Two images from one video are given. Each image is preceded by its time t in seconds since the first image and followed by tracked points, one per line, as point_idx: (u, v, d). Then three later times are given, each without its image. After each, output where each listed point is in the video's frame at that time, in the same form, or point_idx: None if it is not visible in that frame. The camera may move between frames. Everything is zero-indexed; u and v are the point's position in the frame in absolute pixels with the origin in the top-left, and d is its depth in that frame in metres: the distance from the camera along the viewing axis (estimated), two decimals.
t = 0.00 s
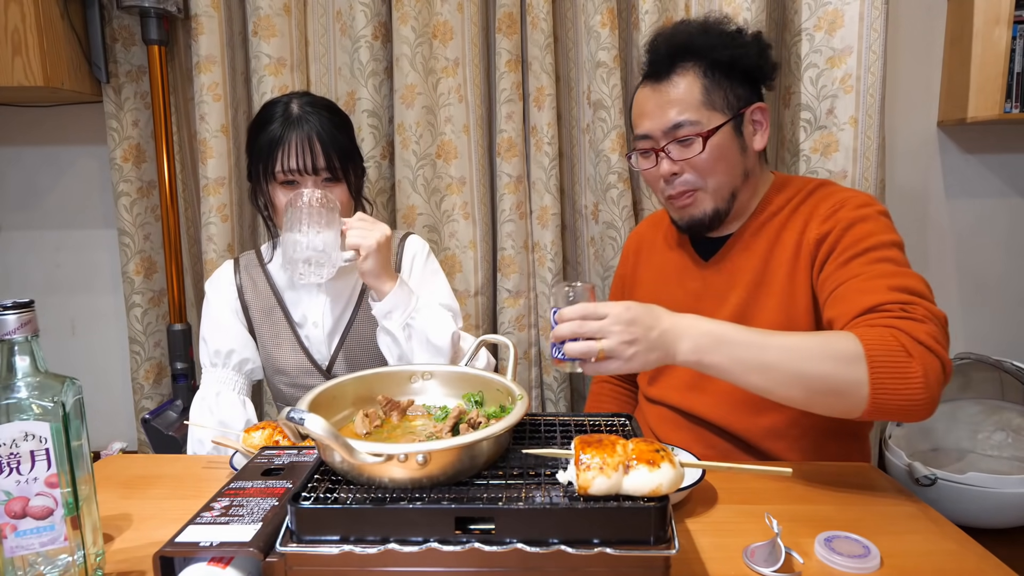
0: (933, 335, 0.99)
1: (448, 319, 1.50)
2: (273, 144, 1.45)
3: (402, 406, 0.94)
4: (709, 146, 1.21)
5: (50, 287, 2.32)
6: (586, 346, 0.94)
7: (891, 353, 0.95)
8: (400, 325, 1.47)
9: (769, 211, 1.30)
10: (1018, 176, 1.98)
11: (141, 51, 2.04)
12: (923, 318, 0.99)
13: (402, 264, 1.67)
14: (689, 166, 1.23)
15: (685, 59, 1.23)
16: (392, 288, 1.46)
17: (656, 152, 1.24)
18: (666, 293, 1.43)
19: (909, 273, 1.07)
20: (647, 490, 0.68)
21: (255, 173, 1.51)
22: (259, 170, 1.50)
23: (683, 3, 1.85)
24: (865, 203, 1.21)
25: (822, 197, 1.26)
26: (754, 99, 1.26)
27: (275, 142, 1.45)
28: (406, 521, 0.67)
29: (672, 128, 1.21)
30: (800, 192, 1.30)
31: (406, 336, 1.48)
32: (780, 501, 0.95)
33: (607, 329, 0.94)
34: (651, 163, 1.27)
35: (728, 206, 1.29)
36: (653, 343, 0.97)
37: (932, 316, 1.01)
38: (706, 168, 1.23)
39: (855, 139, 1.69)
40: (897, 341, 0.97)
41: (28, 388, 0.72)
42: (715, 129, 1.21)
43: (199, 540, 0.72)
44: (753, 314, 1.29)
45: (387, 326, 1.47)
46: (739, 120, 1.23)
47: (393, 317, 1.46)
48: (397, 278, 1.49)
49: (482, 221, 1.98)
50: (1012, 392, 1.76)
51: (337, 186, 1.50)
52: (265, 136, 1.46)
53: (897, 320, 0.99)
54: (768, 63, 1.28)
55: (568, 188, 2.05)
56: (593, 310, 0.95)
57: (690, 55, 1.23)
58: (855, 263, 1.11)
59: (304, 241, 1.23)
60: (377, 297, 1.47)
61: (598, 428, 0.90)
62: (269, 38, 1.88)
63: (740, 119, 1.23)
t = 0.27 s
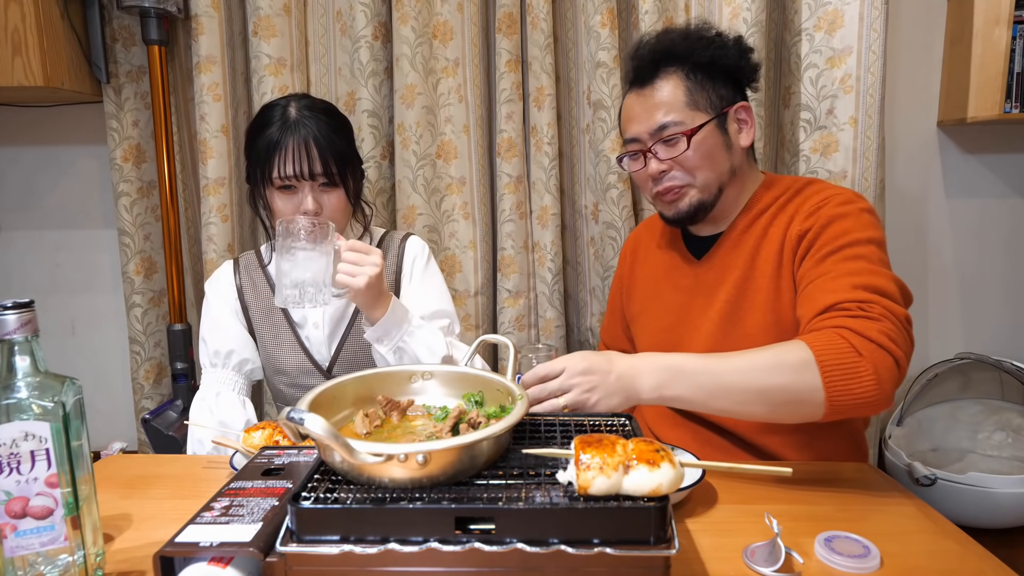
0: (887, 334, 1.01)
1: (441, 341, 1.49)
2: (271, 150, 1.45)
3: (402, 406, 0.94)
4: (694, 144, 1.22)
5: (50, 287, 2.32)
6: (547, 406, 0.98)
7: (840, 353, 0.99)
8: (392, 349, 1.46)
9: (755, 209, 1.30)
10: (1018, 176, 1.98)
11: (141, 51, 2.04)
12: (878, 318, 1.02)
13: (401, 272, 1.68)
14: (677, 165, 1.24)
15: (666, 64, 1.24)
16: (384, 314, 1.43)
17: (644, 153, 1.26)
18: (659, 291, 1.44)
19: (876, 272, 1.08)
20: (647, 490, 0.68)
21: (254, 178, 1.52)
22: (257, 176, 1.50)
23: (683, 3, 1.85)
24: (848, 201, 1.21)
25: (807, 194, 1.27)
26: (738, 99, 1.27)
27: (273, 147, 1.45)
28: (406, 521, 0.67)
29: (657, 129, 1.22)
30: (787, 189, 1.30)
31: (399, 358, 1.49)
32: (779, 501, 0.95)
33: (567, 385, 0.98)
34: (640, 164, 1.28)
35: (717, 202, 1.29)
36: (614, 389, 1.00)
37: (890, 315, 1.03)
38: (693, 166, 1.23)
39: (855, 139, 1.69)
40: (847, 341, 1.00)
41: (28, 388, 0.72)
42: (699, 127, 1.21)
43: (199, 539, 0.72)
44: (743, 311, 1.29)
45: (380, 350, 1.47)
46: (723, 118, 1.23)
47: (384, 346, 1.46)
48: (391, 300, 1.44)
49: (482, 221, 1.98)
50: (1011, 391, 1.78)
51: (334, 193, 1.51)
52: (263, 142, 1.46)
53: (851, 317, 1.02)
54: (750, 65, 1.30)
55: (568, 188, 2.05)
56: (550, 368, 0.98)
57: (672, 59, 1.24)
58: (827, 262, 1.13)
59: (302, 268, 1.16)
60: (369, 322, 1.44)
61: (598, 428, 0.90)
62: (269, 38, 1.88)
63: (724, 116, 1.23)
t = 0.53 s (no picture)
0: (872, 331, 1.01)
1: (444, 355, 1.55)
2: (274, 164, 1.44)
3: (402, 406, 0.94)
4: (684, 150, 1.22)
5: (49, 287, 2.32)
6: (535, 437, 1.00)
7: (825, 351, 1.00)
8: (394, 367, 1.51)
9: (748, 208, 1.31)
10: (1017, 176, 1.98)
11: (141, 51, 2.04)
12: (863, 315, 1.02)
13: (401, 271, 1.68)
14: (669, 171, 1.25)
15: (653, 71, 1.24)
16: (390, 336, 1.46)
17: (636, 160, 1.26)
18: (656, 291, 1.44)
19: (864, 269, 1.08)
20: (647, 489, 0.69)
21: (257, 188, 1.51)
22: (260, 186, 1.50)
23: (683, 3, 1.85)
24: (840, 198, 1.21)
25: (801, 192, 1.26)
26: (727, 101, 1.26)
27: (274, 163, 1.44)
28: (406, 522, 0.67)
29: (647, 137, 1.23)
30: (782, 187, 1.30)
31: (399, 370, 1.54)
32: (779, 501, 0.95)
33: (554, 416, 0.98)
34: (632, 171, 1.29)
35: (710, 205, 1.30)
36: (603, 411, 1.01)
37: (876, 312, 1.03)
38: (685, 172, 1.24)
39: (855, 139, 1.69)
40: (831, 339, 1.00)
41: (28, 388, 0.72)
42: (688, 133, 1.22)
43: (199, 540, 0.72)
44: (738, 310, 1.29)
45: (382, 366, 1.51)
46: (711, 123, 1.23)
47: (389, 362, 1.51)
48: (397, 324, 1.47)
49: (482, 221, 1.98)
50: (1011, 392, 1.79)
51: (338, 203, 1.52)
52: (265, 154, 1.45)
53: (837, 316, 1.02)
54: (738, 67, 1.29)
55: (568, 188, 2.05)
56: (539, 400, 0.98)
57: (659, 66, 1.24)
58: (817, 259, 1.13)
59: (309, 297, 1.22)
60: (375, 343, 1.49)
61: (598, 428, 0.90)
62: (269, 39, 1.88)
63: (712, 121, 1.23)
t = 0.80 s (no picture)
0: (873, 332, 1.01)
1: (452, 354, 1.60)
2: (274, 171, 1.44)
3: (402, 406, 0.94)
4: (682, 156, 1.22)
5: (49, 287, 2.32)
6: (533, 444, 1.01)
7: (826, 353, 1.00)
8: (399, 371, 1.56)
9: (748, 209, 1.31)
10: (1018, 176, 1.98)
11: (141, 51, 2.04)
12: (863, 316, 1.02)
13: (402, 270, 1.68)
14: (667, 177, 1.24)
15: (652, 74, 1.24)
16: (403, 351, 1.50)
17: (634, 165, 1.26)
18: (656, 292, 1.44)
19: (864, 270, 1.08)
20: (647, 490, 0.68)
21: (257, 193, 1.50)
22: (260, 191, 1.49)
23: (683, 3, 1.85)
24: (840, 199, 1.21)
25: (801, 192, 1.26)
26: (726, 105, 1.26)
27: (275, 170, 1.44)
28: (407, 521, 0.67)
29: (646, 142, 1.22)
30: (782, 188, 1.30)
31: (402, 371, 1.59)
32: (779, 501, 0.95)
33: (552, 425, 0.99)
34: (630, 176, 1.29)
35: (708, 212, 1.30)
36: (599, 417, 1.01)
37: (876, 313, 1.03)
38: (682, 178, 1.24)
39: (855, 139, 1.69)
40: (831, 341, 1.01)
41: (28, 388, 0.72)
42: (687, 139, 1.21)
43: (199, 540, 0.72)
44: (738, 310, 1.29)
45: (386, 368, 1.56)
46: (710, 128, 1.23)
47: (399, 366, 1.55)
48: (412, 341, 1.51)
49: (483, 221, 1.98)
50: (1011, 392, 1.78)
51: (338, 208, 1.52)
52: (266, 160, 1.44)
53: (838, 318, 1.02)
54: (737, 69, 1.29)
55: (568, 188, 2.05)
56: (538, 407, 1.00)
57: (658, 69, 1.24)
58: (817, 260, 1.13)
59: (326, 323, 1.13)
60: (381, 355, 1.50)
61: (598, 428, 0.90)
62: (269, 38, 1.88)
63: (712, 127, 1.23)
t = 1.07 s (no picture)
0: (879, 338, 1.01)
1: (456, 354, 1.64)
2: (276, 172, 1.43)
3: (402, 406, 0.94)
4: (689, 158, 1.22)
5: (49, 287, 2.32)
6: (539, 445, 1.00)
7: (832, 359, 0.99)
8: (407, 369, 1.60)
9: (752, 211, 1.30)
10: (1018, 176, 1.98)
11: (141, 51, 2.04)
12: (870, 322, 1.02)
13: (405, 273, 1.69)
14: (673, 179, 1.24)
15: (657, 75, 1.23)
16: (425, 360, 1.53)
17: (640, 167, 1.26)
18: (659, 294, 1.44)
19: (870, 275, 1.07)
20: (647, 490, 0.68)
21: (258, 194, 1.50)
22: (261, 193, 1.49)
23: (683, 3, 1.85)
24: (845, 201, 1.20)
25: (806, 195, 1.26)
26: (731, 105, 1.26)
27: (278, 172, 1.43)
28: (407, 521, 0.67)
29: (652, 144, 1.22)
30: (787, 190, 1.29)
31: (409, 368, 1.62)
32: (779, 501, 0.95)
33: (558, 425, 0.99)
34: (636, 177, 1.28)
35: (715, 212, 1.30)
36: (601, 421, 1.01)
37: (882, 318, 1.03)
38: (689, 180, 1.24)
39: (855, 139, 1.69)
40: (837, 347, 1.00)
41: (28, 388, 0.72)
42: (694, 141, 1.21)
43: (199, 540, 0.72)
44: (741, 313, 1.29)
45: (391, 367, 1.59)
46: (717, 129, 1.23)
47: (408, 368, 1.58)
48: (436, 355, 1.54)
49: (483, 221, 1.98)
50: (1012, 392, 1.77)
51: (340, 209, 1.52)
52: (267, 161, 1.44)
53: (845, 324, 1.02)
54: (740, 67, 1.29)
55: (568, 188, 2.05)
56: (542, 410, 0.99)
57: (663, 69, 1.23)
58: (822, 264, 1.13)
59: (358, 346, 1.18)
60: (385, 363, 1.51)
61: (598, 428, 0.90)
62: (269, 38, 1.88)
63: (718, 128, 1.23)
